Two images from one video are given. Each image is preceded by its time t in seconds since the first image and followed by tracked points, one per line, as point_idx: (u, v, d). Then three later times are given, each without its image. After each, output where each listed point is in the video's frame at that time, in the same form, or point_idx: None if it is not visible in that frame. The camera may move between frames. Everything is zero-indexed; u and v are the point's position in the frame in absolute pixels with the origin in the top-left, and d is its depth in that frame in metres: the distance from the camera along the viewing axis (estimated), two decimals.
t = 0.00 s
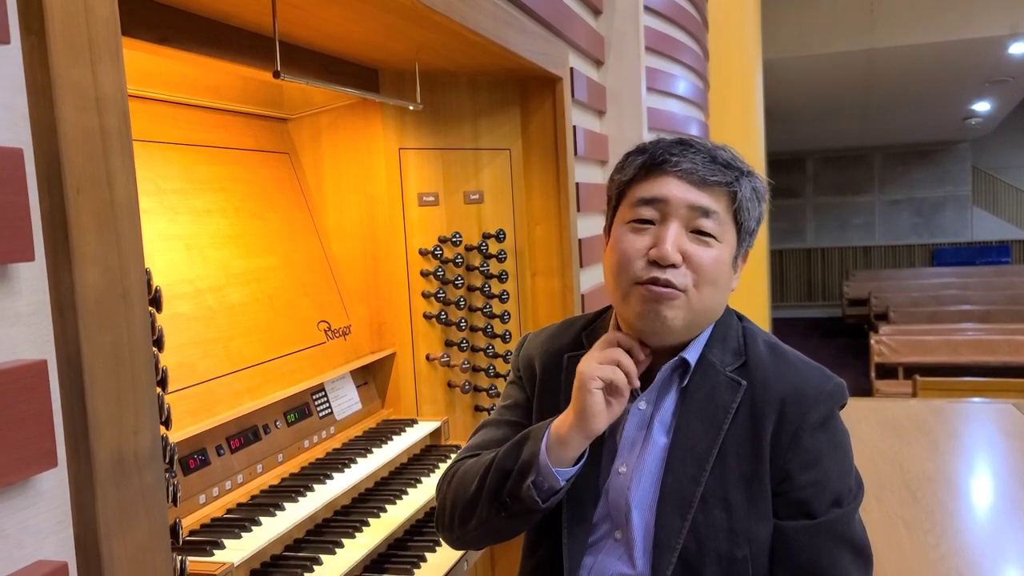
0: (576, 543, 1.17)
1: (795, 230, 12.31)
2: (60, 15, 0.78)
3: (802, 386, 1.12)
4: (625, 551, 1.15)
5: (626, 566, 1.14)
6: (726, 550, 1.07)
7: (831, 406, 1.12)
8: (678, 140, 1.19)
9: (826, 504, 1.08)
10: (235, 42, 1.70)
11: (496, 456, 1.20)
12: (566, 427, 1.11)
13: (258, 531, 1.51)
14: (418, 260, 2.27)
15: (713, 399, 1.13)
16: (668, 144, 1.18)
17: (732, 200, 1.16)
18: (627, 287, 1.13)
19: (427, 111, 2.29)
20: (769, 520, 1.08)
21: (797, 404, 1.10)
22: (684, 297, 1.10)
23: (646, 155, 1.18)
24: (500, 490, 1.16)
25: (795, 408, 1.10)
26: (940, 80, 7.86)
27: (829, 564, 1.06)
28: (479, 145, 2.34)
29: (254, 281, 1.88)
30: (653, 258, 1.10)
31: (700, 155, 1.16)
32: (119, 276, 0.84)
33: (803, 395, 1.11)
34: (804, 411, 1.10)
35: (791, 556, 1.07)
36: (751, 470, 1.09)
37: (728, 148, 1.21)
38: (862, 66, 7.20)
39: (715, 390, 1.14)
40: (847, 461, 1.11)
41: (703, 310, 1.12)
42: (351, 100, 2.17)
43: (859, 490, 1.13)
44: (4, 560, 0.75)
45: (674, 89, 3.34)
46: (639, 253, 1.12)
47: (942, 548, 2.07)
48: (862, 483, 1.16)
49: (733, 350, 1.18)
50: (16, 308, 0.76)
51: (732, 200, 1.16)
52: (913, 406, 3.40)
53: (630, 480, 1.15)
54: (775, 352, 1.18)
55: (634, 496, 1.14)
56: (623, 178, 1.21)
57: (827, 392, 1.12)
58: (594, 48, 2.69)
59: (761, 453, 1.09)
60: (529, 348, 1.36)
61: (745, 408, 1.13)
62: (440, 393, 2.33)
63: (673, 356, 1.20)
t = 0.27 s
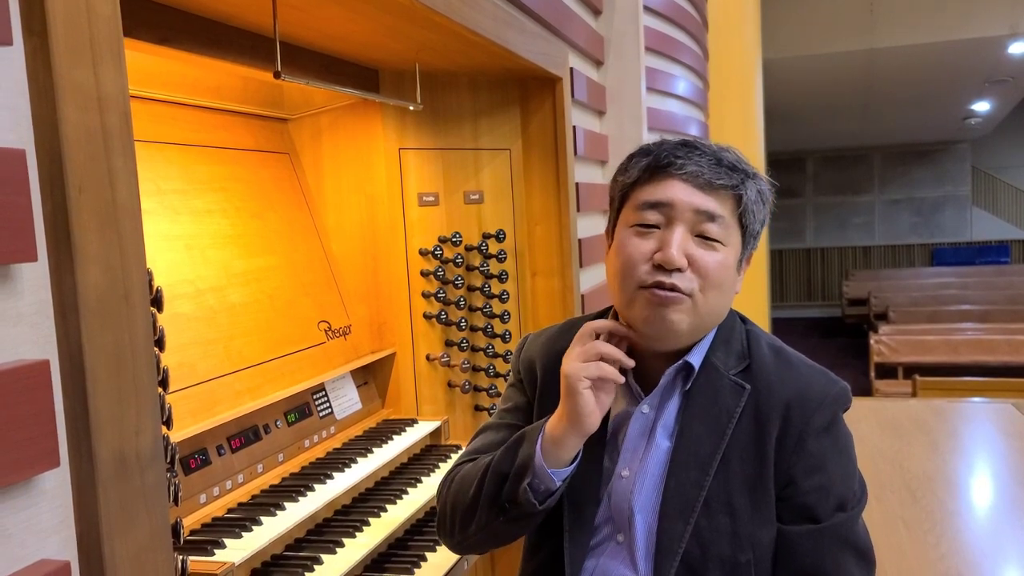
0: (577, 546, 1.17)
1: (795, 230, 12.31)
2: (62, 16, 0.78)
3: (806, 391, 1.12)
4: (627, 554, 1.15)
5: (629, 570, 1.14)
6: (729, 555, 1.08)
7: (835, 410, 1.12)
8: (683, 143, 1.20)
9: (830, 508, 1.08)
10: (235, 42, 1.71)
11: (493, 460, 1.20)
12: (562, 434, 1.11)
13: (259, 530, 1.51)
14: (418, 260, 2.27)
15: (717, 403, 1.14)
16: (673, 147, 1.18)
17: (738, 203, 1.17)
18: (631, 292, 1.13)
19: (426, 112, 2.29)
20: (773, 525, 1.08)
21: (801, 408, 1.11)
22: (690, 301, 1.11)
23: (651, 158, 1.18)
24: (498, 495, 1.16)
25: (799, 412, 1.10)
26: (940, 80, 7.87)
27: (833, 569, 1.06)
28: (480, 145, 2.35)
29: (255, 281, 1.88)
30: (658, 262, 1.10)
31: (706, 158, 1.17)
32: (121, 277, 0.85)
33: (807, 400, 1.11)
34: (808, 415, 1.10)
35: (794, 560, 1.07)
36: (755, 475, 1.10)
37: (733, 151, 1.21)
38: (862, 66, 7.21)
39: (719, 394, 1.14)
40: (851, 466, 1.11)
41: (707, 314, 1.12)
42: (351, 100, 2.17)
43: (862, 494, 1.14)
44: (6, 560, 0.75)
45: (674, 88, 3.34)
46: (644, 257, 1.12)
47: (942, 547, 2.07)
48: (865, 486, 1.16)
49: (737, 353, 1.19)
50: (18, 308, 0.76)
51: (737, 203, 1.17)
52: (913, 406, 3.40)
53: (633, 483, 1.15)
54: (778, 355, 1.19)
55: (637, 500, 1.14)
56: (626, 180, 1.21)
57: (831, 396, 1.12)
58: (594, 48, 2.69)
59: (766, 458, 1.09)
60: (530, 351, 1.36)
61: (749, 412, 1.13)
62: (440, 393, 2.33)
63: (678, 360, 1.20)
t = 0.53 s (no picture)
0: (577, 550, 1.17)
1: (795, 230, 12.31)
2: (65, 17, 0.79)
3: (806, 394, 1.12)
4: (627, 558, 1.16)
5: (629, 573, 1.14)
6: (729, 559, 1.08)
7: (836, 413, 1.12)
8: (681, 144, 1.19)
9: (831, 511, 1.09)
10: (236, 42, 1.71)
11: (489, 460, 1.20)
12: (560, 427, 1.11)
13: (260, 529, 1.52)
14: (418, 259, 2.27)
15: (716, 406, 1.14)
16: (671, 148, 1.18)
17: (737, 205, 1.17)
18: (631, 296, 1.13)
19: (427, 111, 2.29)
20: (773, 529, 1.08)
21: (802, 411, 1.11)
22: (689, 305, 1.11)
23: (648, 160, 1.18)
24: (496, 496, 1.16)
25: (799, 415, 1.11)
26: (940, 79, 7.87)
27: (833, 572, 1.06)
28: (480, 144, 2.35)
29: (255, 280, 1.88)
30: (657, 267, 1.10)
31: (704, 160, 1.16)
32: (123, 277, 0.85)
33: (808, 403, 1.11)
34: (808, 418, 1.10)
35: (795, 563, 1.07)
36: (755, 479, 1.10)
37: (732, 151, 1.21)
38: (862, 65, 7.21)
39: (719, 398, 1.14)
40: (851, 468, 1.12)
41: (707, 318, 1.13)
42: (351, 100, 2.17)
43: (863, 496, 1.14)
44: (8, 558, 0.75)
45: (674, 88, 3.34)
46: (643, 261, 1.12)
47: (942, 547, 2.08)
48: (865, 488, 1.16)
49: (737, 355, 1.19)
50: (21, 308, 0.76)
51: (736, 205, 1.17)
52: (913, 405, 3.40)
53: (633, 487, 1.16)
54: (779, 357, 1.19)
55: (637, 504, 1.14)
56: (624, 182, 1.21)
57: (831, 399, 1.12)
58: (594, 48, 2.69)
59: (766, 462, 1.10)
60: (528, 353, 1.36)
61: (749, 416, 1.13)
62: (440, 392, 2.33)
63: (677, 363, 1.21)
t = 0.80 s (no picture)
0: (573, 552, 1.17)
1: (795, 229, 12.31)
2: (65, 17, 0.79)
3: (803, 393, 1.12)
4: (624, 560, 1.16)
5: None
6: (726, 560, 1.08)
7: (833, 412, 1.12)
8: (671, 144, 1.19)
9: (828, 510, 1.09)
10: (236, 41, 1.71)
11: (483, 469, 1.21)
12: (555, 437, 1.11)
13: (259, 528, 1.52)
14: (418, 259, 2.27)
15: (712, 407, 1.14)
16: (661, 149, 1.18)
17: (728, 206, 1.17)
18: (626, 300, 1.13)
19: (426, 110, 2.29)
20: (770, 529, 1.09)
21: (798, 411, 1.11)
22: (683, 308, 1.12)
23: (638, 162, 1.17)
24: (491, 504, 1.17)
25: (795, 415, 1.11)
26: (940, 79, 7.87)
27: (831, 571, 1.07)
28: (479, 144, 2.35)
29: (255, 280, 1.88)
30: (651, 271, 1.10)
31: (695, 161, 1.16)
32: (122, 277, 0.85)
33: (804, 402, 1.11)
34: (805, 418, 1.11)
35: (793, 563, 1.07)
36: (751, 479, 1.10)
37: (722, 151, 1.21)
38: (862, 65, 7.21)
39: (715, 399, 1.14)
40: (848, 467, 1.12)
41: (702, 320, 1.13)
42: (350, 99, 2.17)
43: (860, 495, 1.14)
44: (8, 558, 0.75)
45: (674, 87, 3.34)
46: (636, 265, 1.12)
47: (941, 546, 2.08)
48: (863, 487, 1.17)
49: (732, 356, 1.19)
50: (21, 307, 0.76)
51: (727, 206, 1.17)
52: (913, 405, 3.40)
53: (630, 490, 1.16)
54: (774, 357, 1.19)
55: (633, 506, 1.14)
56: (614, 185, 1.20)
57: (828, 398, 1.12)
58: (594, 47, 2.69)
59: (762, 462, 1.10)
60: (520, 358, 1.37)
61: (744, 416, 1.13)
62: (439, 392, 2.33)
63: (673, 365, 1.20)
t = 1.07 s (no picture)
0: (571, 550, 1.18)
1: (795, 229, 12.31)
2: (65, 16, 0.79)
3: (798, 387, 1.12)
4: (622, 556, 1.15)
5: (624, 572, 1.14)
6: (723, 555, 1.08)
7: (827, 406, 1.13)
8: (668, 143, 1.19)
9: (824, 503, 1.10)
10: (235, 41, 1.71)
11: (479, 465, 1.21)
12: (550, 431, 1.12)
13: (259, 528, 1.52)
14: (418, 259, 2.27)
15: (709, 402, 1.14)
16: (658, 148, 1.17)
17: (725, 204, 1.17)
18: (624, 299, 1.13)
19: (426, 110, 2.29)
20: (766, 523, 1.10)
21: (793, 405, 1.11)
22: (681, 306, 1.12)
23: (636, 161, 1.17)
24: (488, 500, 1.17)
25: (791, 409, 1.11)
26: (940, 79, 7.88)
27: (827, 565, 1.07)
28: (479, 144, 2.35)
29: (255, 280, 1.89)
30: (649, 269, 1.11)
31: (692, 159, 1.16)
32: (122, 277, 0.85)
33: (800, 397, 1.12)
34: (800, 412, 1.11)
35: (789, 557, 1.08)
36: (747, 474, 1.11)
37: (719, 150, 1.21)
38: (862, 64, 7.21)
39: (711, 394, 1.14)
40: (844, 462, 1.13)
41: (700, 318, 1.13)
42: (350, 99, 2.17)
43: (856, 489, 1.15)
44: (8, 556, 0.75)
45: (674, 87, 3.35)
46: (634, 263, 1.13)
47: (941, 545, 2.08)
48: (859, 481, 1.17)
49: (728, 352, 1.19)
50: (21, 307, 0.76)
51: (724, 204, 1.17)
52: (913, 405, 3.40)
53: (627, 486, 1.15)
54: (770, 351, 1.19)
55: (631, 502, 1.14)
56: (612, 184, 1.20)
57: (822, 392, 1.13)
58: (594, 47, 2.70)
59: (758, 456, 1.10)
60: (517, 357, 1.37)
61: (740, 411, 1.13)
62: (439, 392, 2.33)
63: (670, 362, 1.20)
